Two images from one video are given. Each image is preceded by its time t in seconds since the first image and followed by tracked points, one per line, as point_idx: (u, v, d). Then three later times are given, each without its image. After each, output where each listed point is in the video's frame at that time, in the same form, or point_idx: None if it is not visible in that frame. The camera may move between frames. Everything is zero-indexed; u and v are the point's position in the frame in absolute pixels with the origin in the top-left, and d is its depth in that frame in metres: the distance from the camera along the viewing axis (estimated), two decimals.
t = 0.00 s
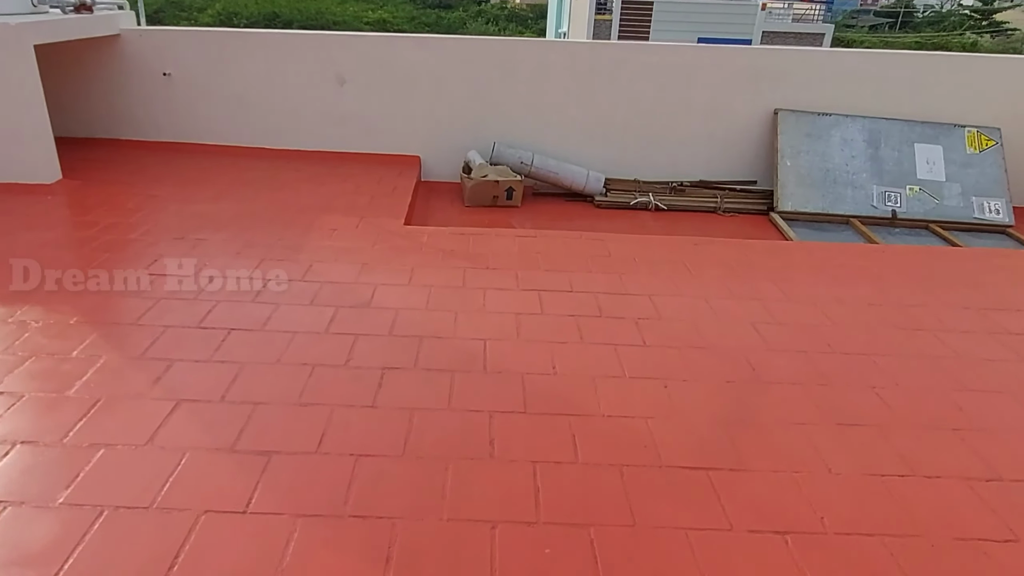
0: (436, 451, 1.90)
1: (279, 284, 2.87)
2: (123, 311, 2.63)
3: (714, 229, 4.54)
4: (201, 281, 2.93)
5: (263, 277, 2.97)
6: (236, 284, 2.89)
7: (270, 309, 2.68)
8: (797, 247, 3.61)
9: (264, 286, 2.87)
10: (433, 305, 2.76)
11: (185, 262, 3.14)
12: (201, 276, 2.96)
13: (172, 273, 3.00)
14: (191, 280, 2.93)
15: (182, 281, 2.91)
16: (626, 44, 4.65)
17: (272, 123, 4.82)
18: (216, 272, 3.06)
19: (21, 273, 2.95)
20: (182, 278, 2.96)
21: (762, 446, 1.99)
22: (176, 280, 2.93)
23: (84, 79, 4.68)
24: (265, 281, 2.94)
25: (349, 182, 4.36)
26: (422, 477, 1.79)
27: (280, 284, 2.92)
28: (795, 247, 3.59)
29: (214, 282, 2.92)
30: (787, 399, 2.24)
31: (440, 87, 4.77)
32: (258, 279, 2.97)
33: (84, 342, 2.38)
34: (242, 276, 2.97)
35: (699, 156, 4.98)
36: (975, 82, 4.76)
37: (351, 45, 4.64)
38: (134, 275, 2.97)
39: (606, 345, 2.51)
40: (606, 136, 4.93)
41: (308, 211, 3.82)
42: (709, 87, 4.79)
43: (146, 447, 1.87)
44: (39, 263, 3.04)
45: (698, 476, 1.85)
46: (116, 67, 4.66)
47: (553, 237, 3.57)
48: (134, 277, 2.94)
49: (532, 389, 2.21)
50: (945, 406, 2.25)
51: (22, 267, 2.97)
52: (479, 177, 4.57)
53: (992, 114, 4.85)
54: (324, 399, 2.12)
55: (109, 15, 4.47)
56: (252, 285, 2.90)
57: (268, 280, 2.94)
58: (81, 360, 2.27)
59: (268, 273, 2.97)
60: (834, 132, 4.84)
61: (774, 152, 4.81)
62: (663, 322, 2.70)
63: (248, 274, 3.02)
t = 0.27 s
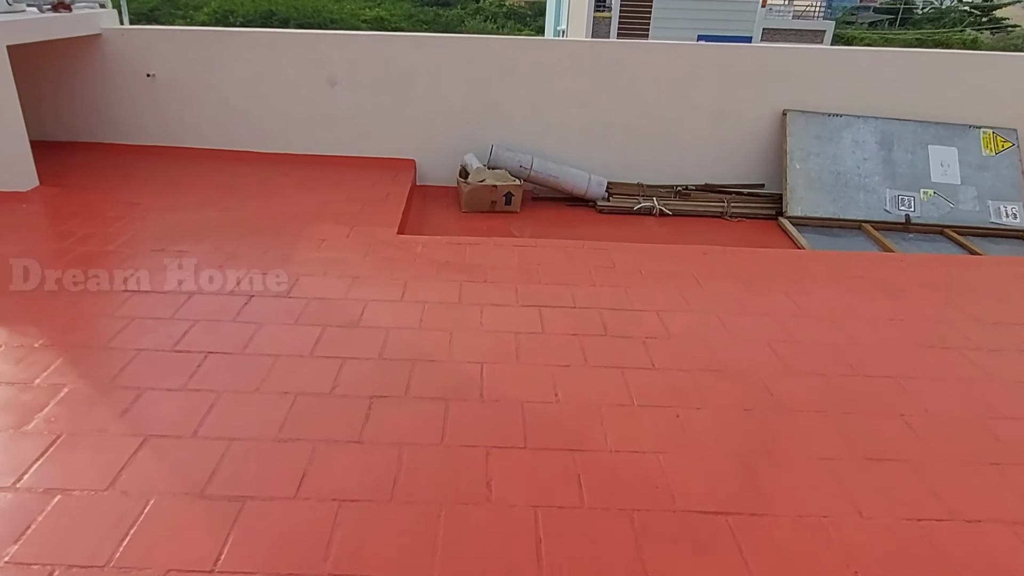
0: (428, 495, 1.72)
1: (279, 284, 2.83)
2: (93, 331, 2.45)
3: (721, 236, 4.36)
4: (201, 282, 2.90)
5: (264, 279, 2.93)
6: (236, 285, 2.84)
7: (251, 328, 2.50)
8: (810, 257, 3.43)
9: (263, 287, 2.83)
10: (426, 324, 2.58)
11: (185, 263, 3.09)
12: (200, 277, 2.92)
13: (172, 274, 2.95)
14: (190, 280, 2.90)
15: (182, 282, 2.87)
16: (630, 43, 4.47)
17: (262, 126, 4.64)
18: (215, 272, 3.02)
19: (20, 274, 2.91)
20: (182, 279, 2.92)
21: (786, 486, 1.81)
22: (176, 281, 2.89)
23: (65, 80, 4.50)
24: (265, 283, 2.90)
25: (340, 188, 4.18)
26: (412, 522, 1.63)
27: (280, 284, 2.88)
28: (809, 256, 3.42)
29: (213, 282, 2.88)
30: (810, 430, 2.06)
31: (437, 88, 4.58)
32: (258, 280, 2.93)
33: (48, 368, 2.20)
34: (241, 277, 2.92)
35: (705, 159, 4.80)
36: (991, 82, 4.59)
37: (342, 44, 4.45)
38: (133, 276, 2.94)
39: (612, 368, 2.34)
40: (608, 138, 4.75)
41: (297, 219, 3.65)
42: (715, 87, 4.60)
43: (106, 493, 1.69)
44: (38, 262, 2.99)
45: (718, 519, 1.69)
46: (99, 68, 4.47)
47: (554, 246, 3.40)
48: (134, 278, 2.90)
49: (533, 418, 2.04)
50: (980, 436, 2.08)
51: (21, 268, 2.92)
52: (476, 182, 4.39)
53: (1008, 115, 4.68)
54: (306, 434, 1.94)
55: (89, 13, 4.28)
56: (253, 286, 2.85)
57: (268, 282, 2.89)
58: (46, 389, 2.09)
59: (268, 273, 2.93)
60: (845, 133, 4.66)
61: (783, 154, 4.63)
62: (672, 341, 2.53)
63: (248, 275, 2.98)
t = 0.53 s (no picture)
0: (417, 545, 1.57)
1: (278, 285, 2.84)
2: (63, 351, 2.30)
3: (729, 244, 4.20)
4: (201, 282, 2.90)
5: (263, 278, 2.94)
6: (235, 285, 2.85)
7: (233, 351, 2.36)
8: (823, 270, 3.28)
9: (262, 286, 2.84)
10: (420, 345, 2.43)
11: (184, 263, 3.08)
12: (200, 276, 2.92)
13: (172, 272, 2.95)
14: (190, 280, 2.89)
15: (182, 282, 2.86)
16: (634, 44, 4.32)
17: (253, 128, 4.49)
18: (213, 271, 3.02)
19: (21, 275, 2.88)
20: (182, 278, 2.91)
21: (808, 535, 1.66)
22: (175, 281, 2.89)
23: (49, 81, 4.35)
24: (264, 282, 2.91)
25: (334, 195, 4.03)
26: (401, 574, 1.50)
27: (279, 284, 2.89)
28: (822, 270, 3.28)
29: (213, 283, 2.88)
30: (831, 468, 1.91)
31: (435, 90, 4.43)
32: (256, 279, 2.94)
33: (11, 395, 2.05)
34: (241, 277, 2.93)
35: (712, 164, 4.65)
36: (1008, 86, 4.44)
37: (336, 45, 4.30)
38: (132, 275, 2.93)
39: (617, 395, 2.19)
40: (611, 143, 4.59)
41: (288, 228, 3.50)
42: (723, 90, 4.45)
43: (62, 545, 1.54)
44: (39, 264, 2.97)
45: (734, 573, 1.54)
46: (85, 69, 4.32)
47: (556, 258, 3.25)
48: (134, 277, 2.89)
49: (532, 455, 1.90)
50: (1015, 474, 1.92)
51: (22, 268, 2.90)
52: (474, 187, 4.24)
53: None
54: (285, 474, 1.79)
55: (74, 12, 4.12)
56: (252, 286, 2.86)
57: (266, 281, 2.90)
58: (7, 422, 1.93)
59: (267, 274, 2.93)
60: (857, 138, 4.50)
61: (793, 159, 4.48)
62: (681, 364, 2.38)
63: (247, 275, 2.98)
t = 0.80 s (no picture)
0: None
1: (280, 286, 2.76)
2: (32, 370, 2.12)
3: (741, 252, 4.03)
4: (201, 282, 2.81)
5: (262, 279, 2.85)
6: (235, 286, 2.76)
7: (217, 372, 2.18)
8: (845, 284, 3.11)
9: (263, 287, 2.75)
10: (418, 367, 2.26)
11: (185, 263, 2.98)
12: (200, 276, 2.83)
13: (172, 272, 2.86)
14: (190, 280, 2.80)
15: (183, 281, 2.77)
16: (644, 42, 4.14)
17: (246, 127, 4.30)
18: (212, 271, 2.92)
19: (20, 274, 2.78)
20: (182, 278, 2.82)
21: None
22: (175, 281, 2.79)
23: (33, 75, 4.17)
24: (264, 283, 2.82)
25: (329, 198, 3.86)
26: None
27: (280, 285, 2.80)
28: (843, 284, 3.11)
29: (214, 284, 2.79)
30: (869, 513, 1.74)
31: (435, 89, 4.25)
32: (256, 279, 2.85)
33: None
34: (242, 277, 2.84)
35: (723, 168, 4.47)
36: None
37: (333, 41, 4.12)
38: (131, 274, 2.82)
39: (632, 426, 2.03)
40: (619, 145, 4.41)
41: (281, 233, 3.33)
42: (736, 91, 4.27)
43: None
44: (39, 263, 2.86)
45: None
46: (71, 64, 4.14)
47: (562, 269, 3.08)
48: (134, 276, 2.79)
49: (541, 494, 1.73)
50: None
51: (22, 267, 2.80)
52: (476, 191, 4.06)
53: None
54: (269, 518, 1.62)
55: (59, 3, 3.94)
56: (253, 287, 2.77)
57: (266, 282, 2.81)
58: None
59: (267, 275, 2.84)
60: (875, 142, 4.33)
61: (808, 164, 4.31)
62: (700, 389, 2.22)
63: (247, 275, 2.88)
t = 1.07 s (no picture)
0: None
1: (280, 286, 2.72)
2: (9, 403, 1.95)
3: (766, 266, 3.84)
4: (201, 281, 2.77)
5: (262, 279, 2.81)
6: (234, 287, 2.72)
7: (212, 406, 2.00)
8: (883, 306, 2.92)
9: (263, 287, 2.72)
10: (431, 400, 2.08)
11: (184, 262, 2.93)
12: (200, 277, 2.79)
13: (171, 271, 2.82)
14: (189, 280, 2.76)
15: (182, 281, 2.74)
16: (666, 45, 3.95)
17: (248, 131, 4.12)
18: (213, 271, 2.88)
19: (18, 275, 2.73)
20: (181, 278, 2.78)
21: None
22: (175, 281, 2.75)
23: (27, 74, 3.99)
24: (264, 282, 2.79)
25: (334, 207, 3.68)
26: None
27: (279, 285, 2.77)
28: (880, 305, 2.92)
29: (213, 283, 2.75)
30: None
31: (446, 92, 4.06)
32: (256, 279, 2.81)
33: None
34: (242, 276, 2.81)
35: (745, 178, 4.28)
36: None
37: (339, 41, 3.93)
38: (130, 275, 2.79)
39: (667, 471, 1.85)
40: (636, 153, 4.23)
41: (284, 245, 3.15)
42: (761, 97, 4.08)
43: None
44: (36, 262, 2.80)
45: None
46: (66, 64, 3.96)
47: (582, 286, 2.89)
48: (133, 276, 2.76)
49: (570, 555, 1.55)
50: None
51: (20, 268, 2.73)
52: (487, 200, 3.87)
53: None
54: None
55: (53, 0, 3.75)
56: (252, 287, 2.73)
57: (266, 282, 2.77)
58: None
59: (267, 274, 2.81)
60: (905, 151, 4.15)
61: (835, 174, 4.12)
62: (738, 429, 2.04)
63: (247, 276, 2.85)
